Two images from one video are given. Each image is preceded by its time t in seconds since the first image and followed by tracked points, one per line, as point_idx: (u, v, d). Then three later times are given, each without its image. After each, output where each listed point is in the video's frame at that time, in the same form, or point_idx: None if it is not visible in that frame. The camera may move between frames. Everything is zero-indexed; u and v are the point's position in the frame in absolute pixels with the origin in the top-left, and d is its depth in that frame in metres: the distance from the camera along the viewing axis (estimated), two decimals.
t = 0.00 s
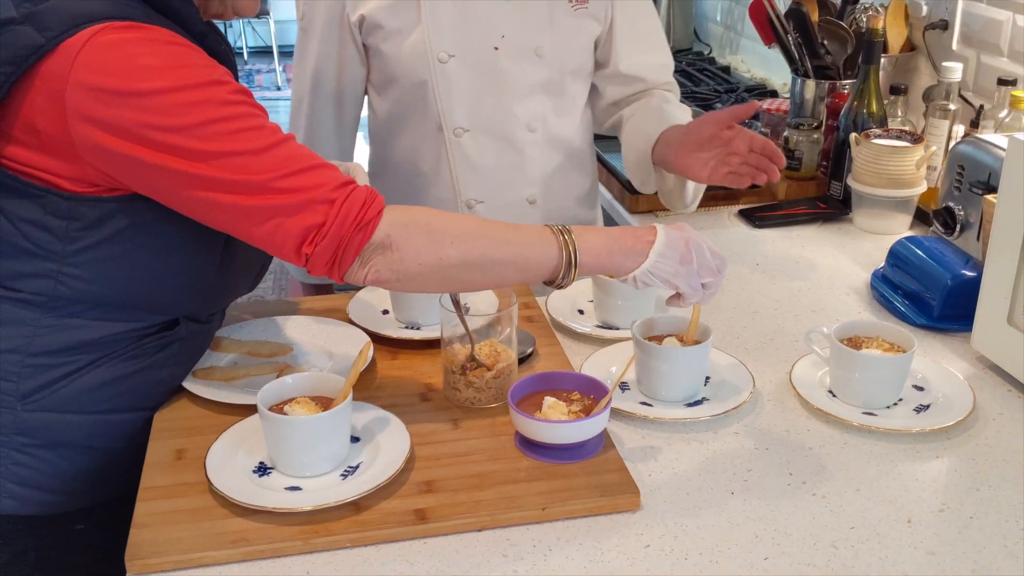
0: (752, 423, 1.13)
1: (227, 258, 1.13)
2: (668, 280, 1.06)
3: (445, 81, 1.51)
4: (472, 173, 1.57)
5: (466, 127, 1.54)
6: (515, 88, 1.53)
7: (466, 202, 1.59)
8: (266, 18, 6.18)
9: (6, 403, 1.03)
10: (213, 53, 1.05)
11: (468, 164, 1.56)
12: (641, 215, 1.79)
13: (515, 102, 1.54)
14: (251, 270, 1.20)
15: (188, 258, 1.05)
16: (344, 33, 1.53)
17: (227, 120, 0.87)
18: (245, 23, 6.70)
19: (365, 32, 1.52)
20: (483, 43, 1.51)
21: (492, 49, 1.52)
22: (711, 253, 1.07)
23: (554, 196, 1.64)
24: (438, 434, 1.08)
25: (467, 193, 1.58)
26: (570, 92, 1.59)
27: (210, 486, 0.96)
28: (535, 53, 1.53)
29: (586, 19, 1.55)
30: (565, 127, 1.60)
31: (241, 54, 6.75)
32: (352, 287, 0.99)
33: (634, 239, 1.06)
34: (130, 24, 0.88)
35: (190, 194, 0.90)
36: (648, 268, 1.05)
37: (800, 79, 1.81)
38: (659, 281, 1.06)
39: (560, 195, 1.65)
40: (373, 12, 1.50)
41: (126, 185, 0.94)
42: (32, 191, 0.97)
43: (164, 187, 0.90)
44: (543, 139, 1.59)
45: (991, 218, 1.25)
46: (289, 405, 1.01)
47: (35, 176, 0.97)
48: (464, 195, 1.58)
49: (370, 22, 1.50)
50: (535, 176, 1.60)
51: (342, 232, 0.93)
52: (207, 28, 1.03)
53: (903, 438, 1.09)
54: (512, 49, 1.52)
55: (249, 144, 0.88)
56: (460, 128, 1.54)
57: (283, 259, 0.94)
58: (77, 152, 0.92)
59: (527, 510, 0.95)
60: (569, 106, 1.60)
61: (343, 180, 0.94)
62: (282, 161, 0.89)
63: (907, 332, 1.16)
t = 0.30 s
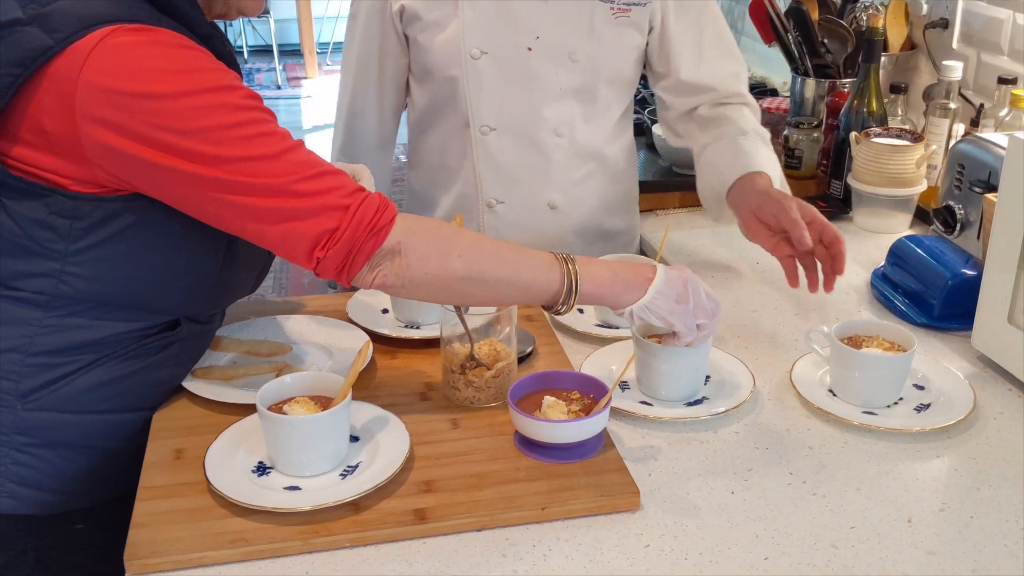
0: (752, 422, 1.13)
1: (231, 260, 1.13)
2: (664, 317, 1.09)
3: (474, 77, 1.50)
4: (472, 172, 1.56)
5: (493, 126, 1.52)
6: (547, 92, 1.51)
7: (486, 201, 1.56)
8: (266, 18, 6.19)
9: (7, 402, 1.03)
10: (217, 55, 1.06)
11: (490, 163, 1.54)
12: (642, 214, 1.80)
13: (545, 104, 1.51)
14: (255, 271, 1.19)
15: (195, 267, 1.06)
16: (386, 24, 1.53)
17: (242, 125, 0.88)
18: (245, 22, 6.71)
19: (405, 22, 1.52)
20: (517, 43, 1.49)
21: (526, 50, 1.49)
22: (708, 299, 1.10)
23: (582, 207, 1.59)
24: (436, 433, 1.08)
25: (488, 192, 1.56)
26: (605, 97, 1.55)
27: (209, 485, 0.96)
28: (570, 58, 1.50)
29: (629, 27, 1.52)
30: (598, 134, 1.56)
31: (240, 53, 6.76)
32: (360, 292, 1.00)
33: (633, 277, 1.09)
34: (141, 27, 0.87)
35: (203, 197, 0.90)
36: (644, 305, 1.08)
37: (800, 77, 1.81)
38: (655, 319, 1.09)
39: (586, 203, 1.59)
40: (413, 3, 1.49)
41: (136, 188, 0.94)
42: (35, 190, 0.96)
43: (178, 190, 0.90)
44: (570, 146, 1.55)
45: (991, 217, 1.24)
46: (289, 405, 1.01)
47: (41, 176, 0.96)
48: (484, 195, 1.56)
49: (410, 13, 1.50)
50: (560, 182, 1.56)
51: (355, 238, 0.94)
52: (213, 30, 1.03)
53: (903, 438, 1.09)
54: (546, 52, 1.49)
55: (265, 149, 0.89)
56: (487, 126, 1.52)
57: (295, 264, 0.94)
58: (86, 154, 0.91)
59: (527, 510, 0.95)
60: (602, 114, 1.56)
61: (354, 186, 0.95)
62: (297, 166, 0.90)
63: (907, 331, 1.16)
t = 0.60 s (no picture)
0: (752, 422, 1.12)
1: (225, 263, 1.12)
2: (631, 237, 1.09)
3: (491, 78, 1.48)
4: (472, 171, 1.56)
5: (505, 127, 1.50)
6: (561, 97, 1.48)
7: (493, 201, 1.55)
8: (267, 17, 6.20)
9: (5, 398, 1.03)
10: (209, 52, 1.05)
11: (502, 164, 1.52)
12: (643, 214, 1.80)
13: (559, 112, 1.49)
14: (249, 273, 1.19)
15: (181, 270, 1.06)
16: (410, 20, 1.54)
17: (206, 119, 0.86)
18: (245, 21, 6.72)
19: (429, 16, 1.52)
20: (533, 48, 1.46)
21: (543, 54, 1.46)
22: (673, 216, 1.12)
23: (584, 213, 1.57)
24: (435, 433, 1.07)
25: (495, 192, 1.54)
26: (620, 107, 1.52)
27: (207, 485, 0.96)
28: (587, 65, 1.47)
29: (652, 37, 1.48)
30: (608, 144, 1.53)
31: (241, 53, 6.76)
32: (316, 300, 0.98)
33: (601, 203, 1.08)
34: (125, 20, 0.87)
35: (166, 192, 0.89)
36: (610, 229, 1.07)
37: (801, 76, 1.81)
38: (622, 239, 1.09)
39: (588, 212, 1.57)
40: None
41: (114, 180, 0.93)
42: (27, 187, 0.97)
43: (143, 183, 0.89)
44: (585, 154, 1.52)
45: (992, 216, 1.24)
46: (288, 404, 1.01)
47: (27, 169, 0.96)
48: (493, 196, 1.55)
49: (433, 6, 1.50)
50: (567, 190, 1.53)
51: (308, 241, 0.91)
52: (205, 26, 1.03)
53: (904, 437, 1.09)
54: (564, 57, 1.47)
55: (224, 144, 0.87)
56: (500, 127, 1.50)
57: (245, 268, 0.93)
58: (65, 144, 0.92)
59: (526, 510, 0.94)
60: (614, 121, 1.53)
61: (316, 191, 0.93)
62: (250, 165, 0.88)
63: (908, 331, 1.15)
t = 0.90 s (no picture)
0: (751, 422, 1.12)
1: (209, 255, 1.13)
2: (364, 220, 1.08)
3: (491, 77, 1.48)
4: (471, 170, 1.56)
5: (502, 127, 1.50)
6: (560, 100, 1.48)
7: (489, 201, 1.55)
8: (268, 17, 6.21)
9: None
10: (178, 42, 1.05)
11: (497, 163, 1.52)
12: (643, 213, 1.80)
13: (555, 114, 1.48)
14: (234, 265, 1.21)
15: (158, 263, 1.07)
16: (415, 18, 1.54)
17: (64, 123, 0.79)
18: (246, 21, 6.73)
19: (434, 13, 1.53)
20: (534, 49, 1.46)
21: (544, 55, 1.46)
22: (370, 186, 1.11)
23: (584, 213, 1.56)
24: (432, 433, 1.07)
25: (492, 191, 1.54)
26: (619, 111, 1.51)
27: (205, 486, 0.96)
28: (587, 69, 1.47)
29: (655, 43, 1.47)
30: (606, 146, 1.53)
31: (240, 52, 6.76)
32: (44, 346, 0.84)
33: (324, 190, 1.03)
34: (71, 9, 0.84)
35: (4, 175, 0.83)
36: (341, 215, 1.04)
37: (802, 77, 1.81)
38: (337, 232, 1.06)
39: (585, 213, 1.57)
40: None
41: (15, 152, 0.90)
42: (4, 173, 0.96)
43: None
44: (580, 154, 1.51)
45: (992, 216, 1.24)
46: (285, 405, 1.00)
47: None
48: (488, 195, 1.55)
49: (437, 4, 1.51)
50: (564, 192, 1.53)
51: (44, 273, 0.79)
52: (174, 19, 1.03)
53: (903, 438, 1.09)
54: (564, 59, 1.46)
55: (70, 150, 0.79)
56: (497, 127, 1.50)
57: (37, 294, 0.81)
58: None
59: (524, 511, 0.94)
60: (614, 123, 1.52)
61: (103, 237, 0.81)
62: (66, 179, 0.78)
63: (907, 331, 1.15)
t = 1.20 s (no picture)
0: (750, 423, 1.12)
1: (165, 242, 1.13)
2: (219, 338, 1.12)
3: (488, 78, 1.48)
4: (470, 171, 1.56)
5: (500, 128, 1.50)
6: (558, 100, 1.48)
7: (487, 202, 1.55)
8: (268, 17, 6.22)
9: None
10: (123, 31, 1.04)
11: (494, 164, 1.52)
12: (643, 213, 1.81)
13: (551, 115, 1.48)
14: (199, 251, 1.20)
15: (105, 251, 1.07)
16: (414, 17, 1.54)
17: None
18: (247, 21, 6.74)
19: (433, 13, 1.53)
20: (531, 50, 1.46)
21: (542, 56, 1.46)
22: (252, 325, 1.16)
23: (583, 214, 1.56)
24: (430, 434, 1.07)
25: (488, 192, 1.54)
26: (618, 111, 1.51)
27: (203, 487, 0.96)
28: (585, 71, 1.47)
29: (653, 46, 1.47)
30: (605, 147, 1.52)
31: (241, 52, 6.77)
32: None
33: (181, 307, 1.09)
34: None
35: None
36: (197, 331, 1.09)
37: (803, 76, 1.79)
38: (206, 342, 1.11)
39: (585, 213, 1.56)
40: None
41: None
42: None
43: None
44: (578, 155, 1.51)
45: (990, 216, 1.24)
46: (284, 405, 1.00)
47: None
48: (485, 195, 1.54)
49: (435, 5, 1.51)
50: (562, 192, 1.53)
51: None
52: (121, 7, 1.04)
53: (882, 449, 1.07)
54: (562, 60, 1.46)
55: None
56: (495, 127, 1.50)
57: None
58: None
59: (523, 511, 0.94)
60: (613, 123, 1.52)
61: None
62: None
63: (889, 339, 1.13)
